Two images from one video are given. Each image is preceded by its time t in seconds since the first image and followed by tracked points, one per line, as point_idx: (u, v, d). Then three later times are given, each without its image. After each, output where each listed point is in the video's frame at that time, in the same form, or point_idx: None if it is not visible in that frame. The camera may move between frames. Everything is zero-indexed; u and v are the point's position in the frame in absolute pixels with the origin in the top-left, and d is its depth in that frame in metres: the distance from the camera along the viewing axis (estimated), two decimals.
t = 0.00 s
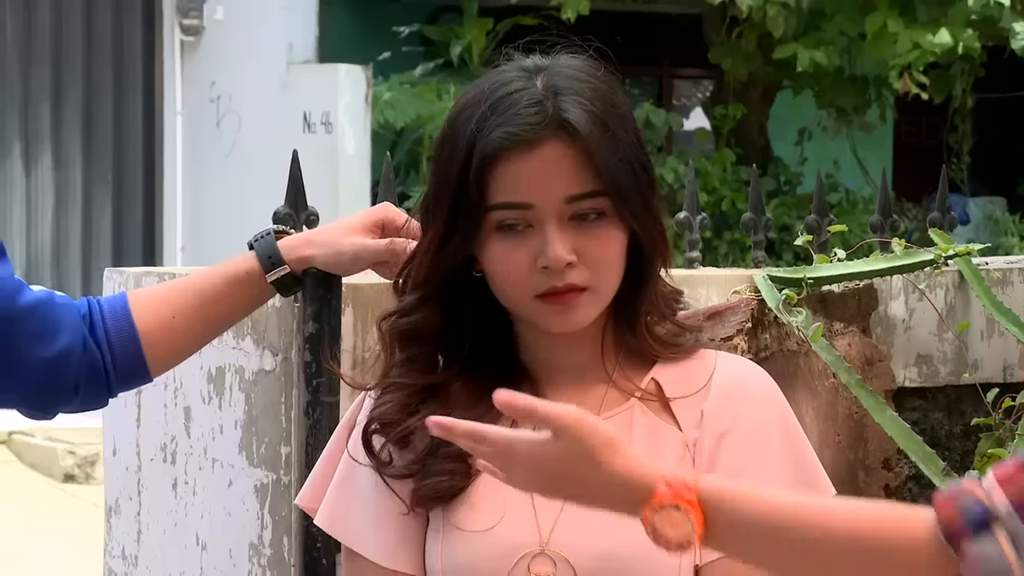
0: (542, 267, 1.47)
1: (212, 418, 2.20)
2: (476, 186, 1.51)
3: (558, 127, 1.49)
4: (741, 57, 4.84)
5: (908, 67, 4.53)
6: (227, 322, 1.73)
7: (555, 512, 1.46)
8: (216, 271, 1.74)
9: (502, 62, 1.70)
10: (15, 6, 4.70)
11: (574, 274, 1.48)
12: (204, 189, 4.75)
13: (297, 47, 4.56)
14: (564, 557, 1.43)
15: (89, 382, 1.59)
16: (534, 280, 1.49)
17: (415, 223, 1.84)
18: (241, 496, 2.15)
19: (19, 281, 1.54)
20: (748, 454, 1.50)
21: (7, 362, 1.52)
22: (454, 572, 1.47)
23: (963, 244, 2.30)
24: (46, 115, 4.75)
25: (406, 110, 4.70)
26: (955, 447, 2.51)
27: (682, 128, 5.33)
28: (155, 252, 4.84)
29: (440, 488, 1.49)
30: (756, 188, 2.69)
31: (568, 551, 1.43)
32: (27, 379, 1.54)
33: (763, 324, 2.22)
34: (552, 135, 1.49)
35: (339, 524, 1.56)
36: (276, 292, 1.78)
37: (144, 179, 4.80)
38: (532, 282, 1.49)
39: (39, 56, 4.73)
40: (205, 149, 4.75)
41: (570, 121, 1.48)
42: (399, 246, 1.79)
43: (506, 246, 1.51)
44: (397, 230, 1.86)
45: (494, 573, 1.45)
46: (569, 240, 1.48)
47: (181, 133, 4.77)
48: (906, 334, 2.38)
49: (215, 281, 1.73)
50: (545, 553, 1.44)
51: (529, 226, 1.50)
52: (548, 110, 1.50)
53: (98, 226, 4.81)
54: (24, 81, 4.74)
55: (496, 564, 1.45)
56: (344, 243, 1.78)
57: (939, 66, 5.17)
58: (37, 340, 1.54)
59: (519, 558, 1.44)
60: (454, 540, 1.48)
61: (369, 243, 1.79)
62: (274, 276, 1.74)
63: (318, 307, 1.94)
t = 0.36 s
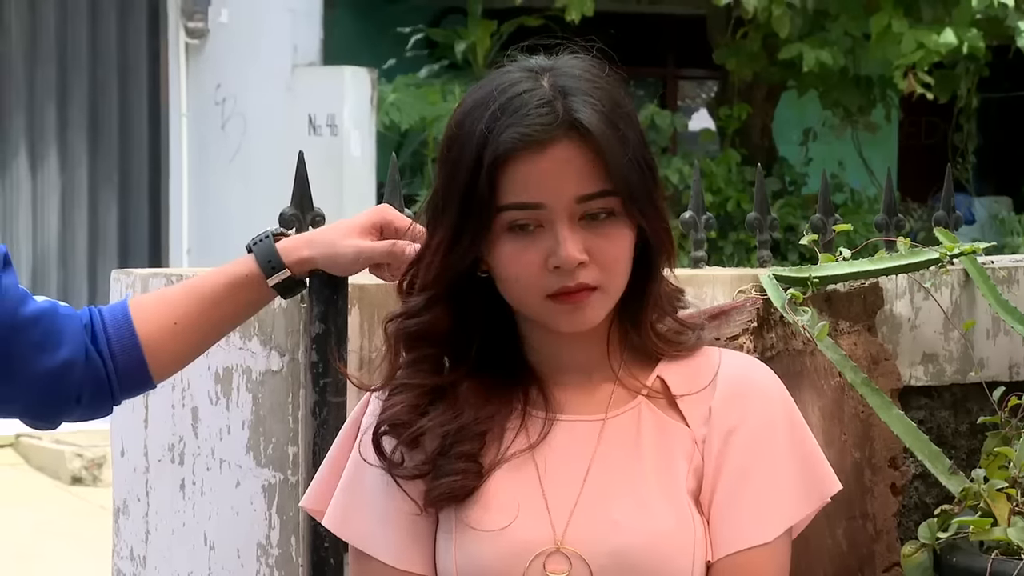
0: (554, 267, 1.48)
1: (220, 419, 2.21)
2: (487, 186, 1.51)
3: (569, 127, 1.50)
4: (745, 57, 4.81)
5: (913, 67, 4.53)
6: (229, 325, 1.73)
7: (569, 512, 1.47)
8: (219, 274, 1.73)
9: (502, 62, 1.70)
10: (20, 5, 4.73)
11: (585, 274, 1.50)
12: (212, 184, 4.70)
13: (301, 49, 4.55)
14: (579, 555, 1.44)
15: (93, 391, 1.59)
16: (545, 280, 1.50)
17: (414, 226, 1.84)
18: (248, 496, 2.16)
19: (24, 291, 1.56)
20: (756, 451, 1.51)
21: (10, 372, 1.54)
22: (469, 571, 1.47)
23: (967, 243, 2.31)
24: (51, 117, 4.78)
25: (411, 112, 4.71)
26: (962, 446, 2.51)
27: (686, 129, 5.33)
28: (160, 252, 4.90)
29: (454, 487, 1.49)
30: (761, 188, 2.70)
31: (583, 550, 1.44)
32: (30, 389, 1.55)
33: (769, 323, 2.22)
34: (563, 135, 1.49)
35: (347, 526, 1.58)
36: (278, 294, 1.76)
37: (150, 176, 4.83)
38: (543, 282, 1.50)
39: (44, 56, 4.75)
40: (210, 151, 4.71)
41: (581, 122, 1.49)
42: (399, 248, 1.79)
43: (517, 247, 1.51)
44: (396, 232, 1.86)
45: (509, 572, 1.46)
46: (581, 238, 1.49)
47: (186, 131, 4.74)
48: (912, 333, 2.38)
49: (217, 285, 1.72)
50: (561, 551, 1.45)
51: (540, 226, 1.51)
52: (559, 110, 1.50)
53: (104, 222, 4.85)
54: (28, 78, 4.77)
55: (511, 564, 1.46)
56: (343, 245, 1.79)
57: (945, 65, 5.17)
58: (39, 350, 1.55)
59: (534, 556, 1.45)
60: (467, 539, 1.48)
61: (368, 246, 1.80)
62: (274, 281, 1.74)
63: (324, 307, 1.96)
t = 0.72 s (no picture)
0: (550, 273, 1.49)
1: (209, 426, 2.21)
2: (483, 192, 1.50)
3: (565, 133, 1.50)
4: (738, 64, 4.83)
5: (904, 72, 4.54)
6: (219, 335, 1.72)
7: (566, 519, 1.46)
8: (206, 283, 1.72)
9: (489, 69, 1.70)
10: (10, 13, 4.76)
11: (580, 279, 1.50)
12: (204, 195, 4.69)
13: (293, 55, 4.51)
14: (579, 561, 1.43)
15: (83, 405, 1.62)
16: (540, 287, 1.50)
17: (398, 227, 1.82)
18: (238, 503, 2.16)
19: (15, 304, 1.58)
20: (747, 454, 1.51)
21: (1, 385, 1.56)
22: None
23: (956, 248, 2.33)
24: (42, 125, 4.80)
25: (404, 117, 4.71)
26: (952, 450, 2.51)
27: (679, 135, 5.34)
28: (152, 258, 4.87)
29: (452, 496, 1.48)
30: (751, 193, 2.70)
31: (583, 556, 1.44)
32: (20, 402, 1.57)
33: (758, 328, 2.22)
34: (558, 141, 1.50)
35: (340, 537, 1.56)
36: (263, 301, 1.75)
37: (142, 182, 4.82)
38: (538, 288, 1.50)
39: (36, 66, 4.78)
40: (202, 156, 4.70)
41: (577, 128, 1.50)
42: (383, 251, 1.77)
43: (512, 254, 1.51)
44: (380, 235, 1.83)
45: None
46: (576, 244, 1.50)
47: (179, 142, 4.76)
48: (901, 337, 2.38)
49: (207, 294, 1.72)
50: (560, 558, 1.44)
51: (536, 232, 1.50)
52: (555, 117, 1.51)
53: (96, 229, 4.87)
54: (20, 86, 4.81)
55: (510, 570, 1.45)
56: (330, 250, 1.77)
57: (935, 71, 5.18)
58: (29, 363, 1.57)
59: (533, 564, 1.45)
60: (463, 547, 1.47)
61: (354, 249, 1.78)
62: (262, 289, 1.72)
63: (314, 314, 1.96)
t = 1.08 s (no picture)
0: (536, 275, 1.48)
1: (195, 429, 2.20)
2: (470, 194, 1.49)
3: (552, 135, 1.50)
4: (726, 65, 4.84)
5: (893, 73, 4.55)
6: (203, 338, 1.70)
7: (552, 523, 1.46)
8: (190, 287, 1.70)
9: (475, 71, 1.69)
10: None
11: (567, 281, 1.49)
12: (192, 196, 4.71)
13: (282, 58, 4.53)
14: (565, 565, 1.43)
15: (67, 409, 1.61)
16: (526, 289, 1.50)
17: (382, 230, 1.83)
18: (224, 507, 2.15)
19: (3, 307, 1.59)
20: (732, 457, 1.51)
21: None
22: None
23: (942, 248, 2.34)
24: (31, 128, 4.72)
25: (394, 119, 4.70)
26: (939, 451, 2.52)
27: (668, 136, 5.34)
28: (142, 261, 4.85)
29: (438, 500, 1.47)
30: (737, 194, 2.70)
31: (569, 560, 1.43)
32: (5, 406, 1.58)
33: (745, 329, 2.22)
34: (545, 143, 1.49)
35: (326, 544, 1.56)
36: (246, 304, 1.73)
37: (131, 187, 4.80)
38: (524, 290, 1.50)
39: (22, 69, 4.71)
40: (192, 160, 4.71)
41: (565, 130, 1.49)
42: (369, 254, 1.76)
43: (498, 257, 1.51)
44: (364, 239, 1.84)
45: None
46: (562, 247, 1.49)
47: (168, 148, 4.77)
48: (888, 338, 2.39)
49: (190, 297, 1.70)
50: (546, 562, 1.44)
51: (523, 234, 1.50)
52: (542, 119, 1.50)
53: (86, 234, 4.80)
54: None
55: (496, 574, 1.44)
56: (315, 255, 1.77)
57: (924, 73, 5.19)
58: (16, 367, 1.58)
59: (520, 568, 1.44)
60: (450, 551, 1.47)
61: (339, 253, 1.78)
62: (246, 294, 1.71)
63: (299, 317, 1.96)
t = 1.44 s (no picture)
0: (532, 277, 1.48)
1: (194, 429, 2.20)
2: (465, 195, 1.50)
3: (550, 137, 1.50)
4: (727, 64, 4.84)
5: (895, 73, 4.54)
6: (206, 315, 1.52)
7: (545, 524, 1.46)
8: (184, 259, 1.52)
9: (476, 69, 1.69)
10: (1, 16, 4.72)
11: (563, 283, 1.49)
12: (194, 192, 4.71)
13: (283, 57, 4.52)
14: (557, 566, 1.42)
15: (74, 399, 1.46)
16: (523, 291, 1.49)
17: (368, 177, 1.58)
18: (223, 506, 2.14)
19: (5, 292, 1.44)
20: (729, 461, 1.50)
21: None
22: None
23: (943, 249, 2.36)
24: (32, 129, 4.75)
25: (395, 118, 4.69)
26: (939, 451, 2.52)
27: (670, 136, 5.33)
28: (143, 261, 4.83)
29: (430, 500, 1.47)
30: (738, 194, 2.69)
31: (561, 562, 1.43)
32: (9, 400, 1.44)
33: (746, 330, 2.23)
34: (542, 145, 1.49)
35: (320, 542, 1.55)
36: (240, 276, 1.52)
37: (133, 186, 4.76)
38: (520, 291, 1.49)
39: (25, 69, 4.74)
40: (192, 159, 4.69)
41: (562, 131, 1.49)
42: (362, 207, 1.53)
43: (494, 258, 1.50)
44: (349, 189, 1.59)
45: None
46: (558, 249, 1.48)
47: (168, 147, 4.76)
48: (889, 338, 2.38)
49: (186, 272, 1.51)
50: (538, 563, 1.43)
51: (519, 236, 1.50)
52: (540, 120, 1.50)
53: (87, 233, 4.80)
54: None
55: None
56: (305, 218, 1.53)
57: (925, 73, 5.19)
58: (21, 356, 1.43)
59: (512, 568, 1.43)
60: (441, 551, 1.46)
61: (333, 210, 1.54)
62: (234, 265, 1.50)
63: (298, 317, 1.97)
